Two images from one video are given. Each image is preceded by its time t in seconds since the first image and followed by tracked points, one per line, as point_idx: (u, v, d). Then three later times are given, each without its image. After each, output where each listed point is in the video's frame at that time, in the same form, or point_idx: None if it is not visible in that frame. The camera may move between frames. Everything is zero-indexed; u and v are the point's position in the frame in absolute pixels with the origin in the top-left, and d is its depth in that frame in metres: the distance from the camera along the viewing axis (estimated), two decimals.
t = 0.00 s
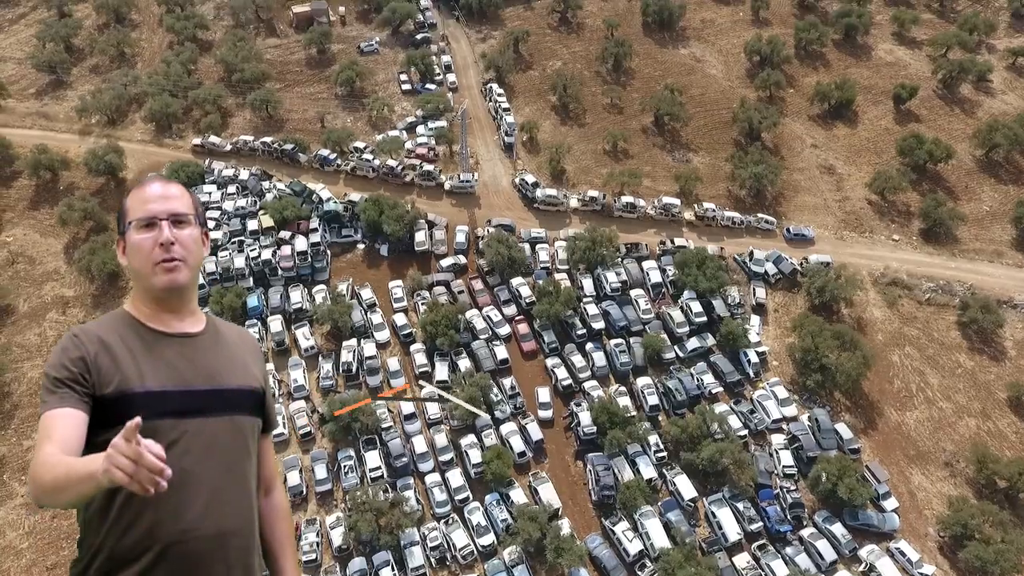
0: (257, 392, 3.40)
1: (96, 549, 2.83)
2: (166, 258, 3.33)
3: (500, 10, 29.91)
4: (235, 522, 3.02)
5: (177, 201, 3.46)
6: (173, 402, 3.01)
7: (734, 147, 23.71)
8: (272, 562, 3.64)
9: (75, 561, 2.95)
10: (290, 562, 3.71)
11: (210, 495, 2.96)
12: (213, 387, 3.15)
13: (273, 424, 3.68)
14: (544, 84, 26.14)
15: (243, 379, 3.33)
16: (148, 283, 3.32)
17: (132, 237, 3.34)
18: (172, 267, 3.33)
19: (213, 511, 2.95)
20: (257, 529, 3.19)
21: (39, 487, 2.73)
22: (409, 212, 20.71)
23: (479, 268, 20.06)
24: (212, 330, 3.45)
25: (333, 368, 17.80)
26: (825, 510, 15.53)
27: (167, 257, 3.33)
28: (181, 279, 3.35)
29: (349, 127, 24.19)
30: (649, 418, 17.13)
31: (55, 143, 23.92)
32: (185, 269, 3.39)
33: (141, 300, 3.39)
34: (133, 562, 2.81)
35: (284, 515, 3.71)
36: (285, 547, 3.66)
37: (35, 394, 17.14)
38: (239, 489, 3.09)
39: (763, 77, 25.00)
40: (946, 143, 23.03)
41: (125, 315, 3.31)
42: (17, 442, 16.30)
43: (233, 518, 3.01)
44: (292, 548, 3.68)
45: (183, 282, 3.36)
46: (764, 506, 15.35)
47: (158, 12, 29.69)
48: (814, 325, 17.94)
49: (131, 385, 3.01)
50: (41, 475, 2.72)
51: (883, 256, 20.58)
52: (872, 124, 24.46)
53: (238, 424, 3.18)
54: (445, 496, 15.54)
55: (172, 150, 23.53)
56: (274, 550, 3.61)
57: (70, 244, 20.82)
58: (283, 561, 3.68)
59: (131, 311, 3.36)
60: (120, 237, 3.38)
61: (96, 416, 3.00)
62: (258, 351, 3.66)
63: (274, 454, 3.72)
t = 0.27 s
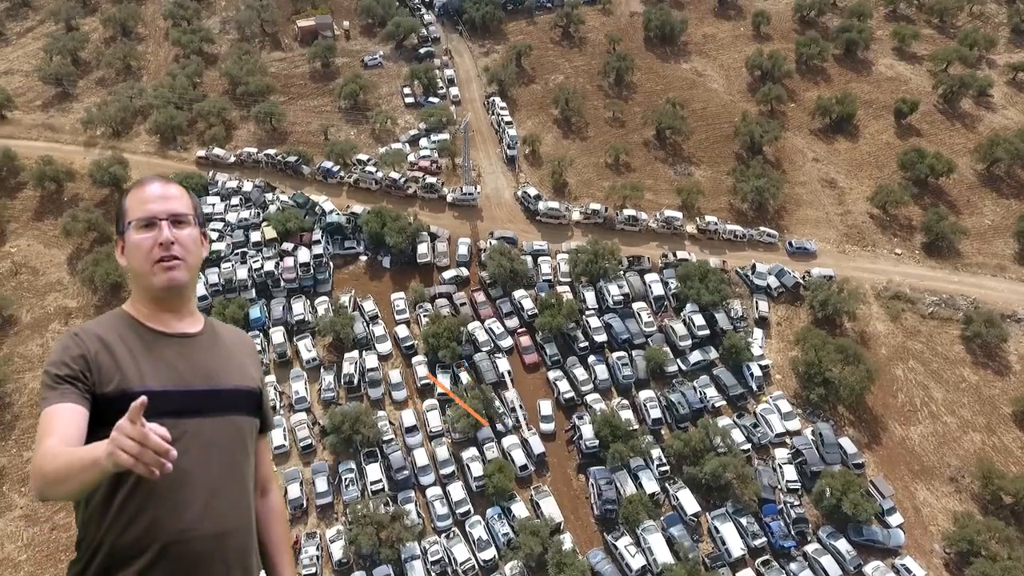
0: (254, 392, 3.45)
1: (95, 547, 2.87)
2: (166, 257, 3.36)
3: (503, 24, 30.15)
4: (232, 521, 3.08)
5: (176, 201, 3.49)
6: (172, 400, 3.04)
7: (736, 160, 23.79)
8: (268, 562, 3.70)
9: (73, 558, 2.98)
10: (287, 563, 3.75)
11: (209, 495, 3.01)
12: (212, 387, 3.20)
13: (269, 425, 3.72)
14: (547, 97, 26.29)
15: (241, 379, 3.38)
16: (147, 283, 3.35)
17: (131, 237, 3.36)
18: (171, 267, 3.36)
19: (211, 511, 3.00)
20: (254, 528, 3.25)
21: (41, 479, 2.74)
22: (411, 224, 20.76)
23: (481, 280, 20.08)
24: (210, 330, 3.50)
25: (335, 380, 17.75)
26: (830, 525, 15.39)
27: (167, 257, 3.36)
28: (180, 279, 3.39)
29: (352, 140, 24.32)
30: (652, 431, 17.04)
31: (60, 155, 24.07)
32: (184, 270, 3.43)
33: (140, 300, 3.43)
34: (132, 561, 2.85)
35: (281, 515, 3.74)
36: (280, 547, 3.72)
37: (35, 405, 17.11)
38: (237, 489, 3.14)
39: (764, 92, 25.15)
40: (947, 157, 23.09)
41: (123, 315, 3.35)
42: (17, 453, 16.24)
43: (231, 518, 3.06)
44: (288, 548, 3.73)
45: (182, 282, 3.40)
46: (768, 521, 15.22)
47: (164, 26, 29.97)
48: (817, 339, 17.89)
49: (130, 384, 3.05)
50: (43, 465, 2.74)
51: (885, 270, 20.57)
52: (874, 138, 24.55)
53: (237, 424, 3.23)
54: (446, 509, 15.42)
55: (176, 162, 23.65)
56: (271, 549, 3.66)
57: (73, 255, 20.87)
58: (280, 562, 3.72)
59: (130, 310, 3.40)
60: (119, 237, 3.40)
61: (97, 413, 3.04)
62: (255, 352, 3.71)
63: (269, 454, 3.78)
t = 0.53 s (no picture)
0: (254, 392, 3.47)
1: (95, 547, 2.87)
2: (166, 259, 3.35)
3: (507, 39, 30.41)
4: (232, 521, 3.08)
5: (176, 201, 3.47)
6: (173, 402, 3.05)
7: (738, 174, 23.86)
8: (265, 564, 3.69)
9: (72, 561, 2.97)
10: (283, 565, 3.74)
11: (209, 495, 3.02)
12: (212, 387, 3.22)
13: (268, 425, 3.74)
14: (550, 111, 26.45)
15: (240, 379, 3.39)
16: (148, 284, 3.35)
17: (131, 237, 3.34)
18: (171, 269, 3.36)
19: (211, 511, 3.01)
20: (252, 529, 3.25)
21: (43, 479, 2.74)
22: (414, 236, 20.79)
23: (483, 293, 20.07)
24: (209, 331, 3.51)
25: (337, 392, 17.68)
26: (835, 541, 15.22)
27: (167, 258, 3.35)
28: (181, 280, 3.39)
29: (356, 152, 24.44)
30: (655, 445, 16.93)
31: (66, 167, 24.21)
32: (184, 270, 3.42)
33: (139, 300, 3.43)
34: (132, 562, 2.85)
35: (277, 517, 3.75)
36: (276, 547, 3.72)
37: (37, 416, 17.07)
38: (237, 489, 3.15)
39: (766, 106, 25.27)
40: (949, 172, 23.14)
41: (123, 315, 3.35)
42: (17, 465, 16.18)
43: (231, 518, 3.07)
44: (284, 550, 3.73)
45: (182, 282, 3.40)
46: (772, 537, 15.07)
47: (170, 39, 30.27)
48: (821, 353, 17.83)
49: (131, 385, 3.05)
50: (45, 466, 2.74)
51: (889, 284, 20.54)
52: (876, 153, 24.63)
53: (236, 424, 3.25)
54: (448, 524, 15.29)
55: (180, 174, 23.77)
56: (268, 550, 3.67)
57: (76, 266, 20.91)
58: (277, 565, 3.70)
59: (129, 310, 3.40)
60: (119, 237, 3.39)
61: (97, 414, 3.04)
62: (254, 353, 3.73)
63: (267, 455, 3.79)
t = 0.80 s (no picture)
0: (253, 392, 3.48)
1: (96, 547, 2.89)
2: (165, 259, 3.37)
3: (509, 52, 30.63)
4: (231, 522, 3.10)
5: (176, 202, 3.50)
6: (173, 403, 3.06)
7: (740, 187, 23.91)
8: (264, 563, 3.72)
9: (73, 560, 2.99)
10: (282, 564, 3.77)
11: (209, 496, 3.05)
12: (211, 388, 3.23)
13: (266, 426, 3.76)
14: (552, 124, 26.58)
15: (239, 380, 3.40)
16: (147, 284, 3.36)
17: (130, 238, 3.36)
18: (170, 269, 3.37)
19: (211, 512, 3.03)
20: (251, 529, 3.27)
21: (42, 480, 2.74)
22: (417, 248, 20.80)
23: (486, 304, 20.05)
24: (208, 331, 3.52)
25: (338, 404, 17.60)
26: (840, 557, 15.06)
27: (166, 258, 3.37)
28: (180, 280, 3.41)
29: (359, 164, 24.54)
30: (658, 459, 16.81)
31: (70, 177, 24.32)
32: (184, 271, 3.44)
33: (137, 300, 3.44)
34: (132, 563, 2.87)
35: (276, 515, 3.79)
36: (275, 546, 3.76)
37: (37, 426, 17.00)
38: (237, 490, 3.17)
39: (768, 119, 25.38)
40: (951, 185, 23.17)
41: (122, 315, 3.36)
42: (17, 476, 16.10)
43: (231, 518, 3.09)
44: (283, 549, 3.76)
45: (182, 283, 3.41)
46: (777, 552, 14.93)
47: (176, 52, 30.52)
48: (825, 366, 17.76)
49: (131, 385, 3.06)
50: (44, 466, 2.74)
51: (892, 297, 20.49)
52: (878, 166, 24.69)
53: (236, 424, 3.26)
54: (449, 537, 15.15)
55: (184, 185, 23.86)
56: (267, 549, 3.71)
57: (79, 276, 20.93)
58: (276, 564, 3.74)
59: (128, 311, 3.41)
60: (118, 238, 3.41)
61: (97, 415, 3.05)
62: (252, 353, 3.74)
63: (265, 454, 3.82)
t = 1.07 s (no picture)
0: (252, 391, 3.46)
1: (95, 549, 2.86)
2: (165, 260, 3.37)
3: (512, 66, 30.85)
4: (232, 521, 3.08)
5: (176, 202, 3.50)
6: (172, 403, 3.05)
7: (742, 201, 23.95)
8: (264, 563, 3.71)
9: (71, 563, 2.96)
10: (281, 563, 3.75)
11: (208, 496, 3.02)
12: (212, 388, 3.22)
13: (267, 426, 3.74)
14: (554, 138, 26.70)
15: (239, 380, 3.39)
16: (146, 285, 3.36)
17: (130, 238, 3.36)
18: (170, 269, 3.37)
19: (212, 512, 3.01)
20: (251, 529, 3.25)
21: (43, 482, 2.76)
22: (419, 261, 20.81)
23: (488, 317, 20.01)
24: (207, 331, 3.51)
25: (339, 418, 17.51)
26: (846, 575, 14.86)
27: (166, 259, 3.37)
28: (180, 281, 3.40)
29: (362, 177, 24.62)
30: (661, 474, 16.66)
31: (74, 190, 24.41)
32: (183, 271, 3.43)
33: (136, 301, 3.43)
34: (132, 563, 2.84)
35: (274, 515, 3.78)
36: (275, 545, 3.74)
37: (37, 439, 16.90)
38: (237, 489, 3.15)
39: (769, 134, 25.48)
40: (954, 200, 23.19)
41: (121, 316, 3.36)
42: (16, 489, 15.98)
43: (231, 518, 3.07)
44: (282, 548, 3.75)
45: (181, 284, 3.41)
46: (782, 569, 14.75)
47: (181, 65, 30.75)
48: (828, 381, 17.67)
49: (130, 387, 3.05)
50: (44, 468, 2.76)
51: (896, 311, 20.42)
52: (880, 180, 24.73)
53: (237, 424, 3.25)
54: (451, 553, 14.96)
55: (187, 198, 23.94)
56: (267, 550, 3.69)
57: (81, 288, 20.93)
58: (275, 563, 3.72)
59: (127, 311, 3.40)
60: (117, 239, 3.41)
61: (96, 416, 3.05)
62: (251, 354, 3.74)
63: (263, 454, 3.80)
